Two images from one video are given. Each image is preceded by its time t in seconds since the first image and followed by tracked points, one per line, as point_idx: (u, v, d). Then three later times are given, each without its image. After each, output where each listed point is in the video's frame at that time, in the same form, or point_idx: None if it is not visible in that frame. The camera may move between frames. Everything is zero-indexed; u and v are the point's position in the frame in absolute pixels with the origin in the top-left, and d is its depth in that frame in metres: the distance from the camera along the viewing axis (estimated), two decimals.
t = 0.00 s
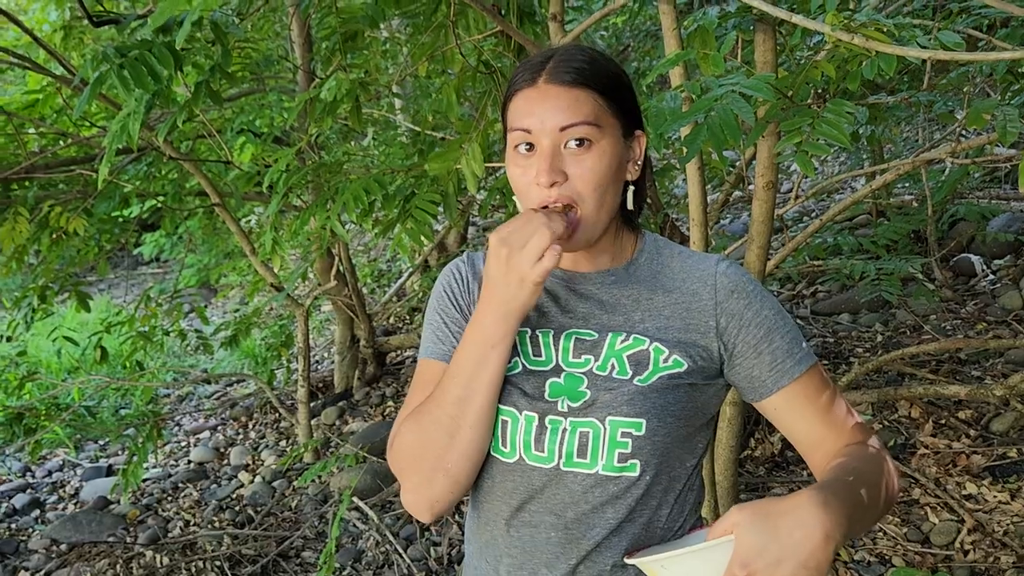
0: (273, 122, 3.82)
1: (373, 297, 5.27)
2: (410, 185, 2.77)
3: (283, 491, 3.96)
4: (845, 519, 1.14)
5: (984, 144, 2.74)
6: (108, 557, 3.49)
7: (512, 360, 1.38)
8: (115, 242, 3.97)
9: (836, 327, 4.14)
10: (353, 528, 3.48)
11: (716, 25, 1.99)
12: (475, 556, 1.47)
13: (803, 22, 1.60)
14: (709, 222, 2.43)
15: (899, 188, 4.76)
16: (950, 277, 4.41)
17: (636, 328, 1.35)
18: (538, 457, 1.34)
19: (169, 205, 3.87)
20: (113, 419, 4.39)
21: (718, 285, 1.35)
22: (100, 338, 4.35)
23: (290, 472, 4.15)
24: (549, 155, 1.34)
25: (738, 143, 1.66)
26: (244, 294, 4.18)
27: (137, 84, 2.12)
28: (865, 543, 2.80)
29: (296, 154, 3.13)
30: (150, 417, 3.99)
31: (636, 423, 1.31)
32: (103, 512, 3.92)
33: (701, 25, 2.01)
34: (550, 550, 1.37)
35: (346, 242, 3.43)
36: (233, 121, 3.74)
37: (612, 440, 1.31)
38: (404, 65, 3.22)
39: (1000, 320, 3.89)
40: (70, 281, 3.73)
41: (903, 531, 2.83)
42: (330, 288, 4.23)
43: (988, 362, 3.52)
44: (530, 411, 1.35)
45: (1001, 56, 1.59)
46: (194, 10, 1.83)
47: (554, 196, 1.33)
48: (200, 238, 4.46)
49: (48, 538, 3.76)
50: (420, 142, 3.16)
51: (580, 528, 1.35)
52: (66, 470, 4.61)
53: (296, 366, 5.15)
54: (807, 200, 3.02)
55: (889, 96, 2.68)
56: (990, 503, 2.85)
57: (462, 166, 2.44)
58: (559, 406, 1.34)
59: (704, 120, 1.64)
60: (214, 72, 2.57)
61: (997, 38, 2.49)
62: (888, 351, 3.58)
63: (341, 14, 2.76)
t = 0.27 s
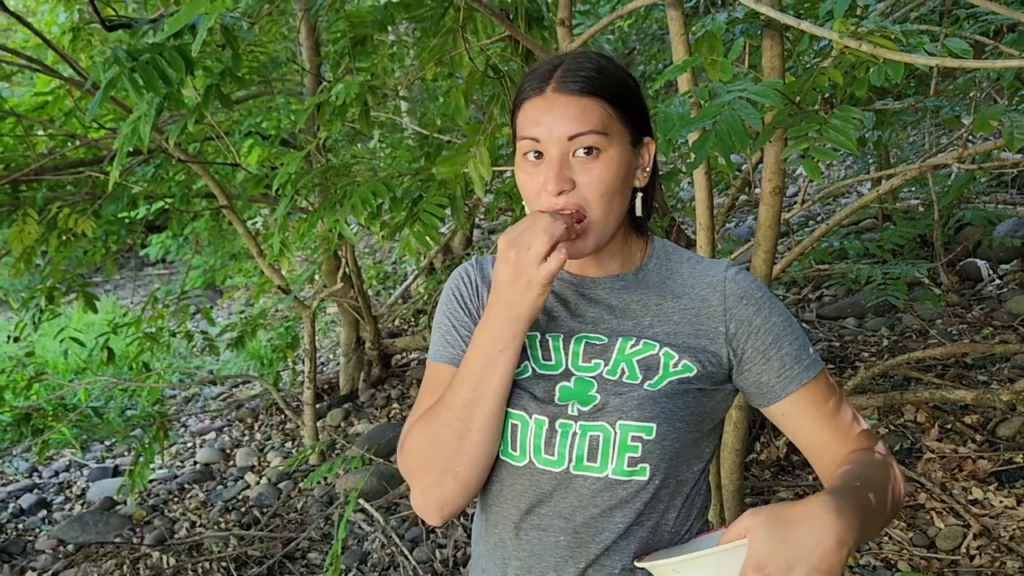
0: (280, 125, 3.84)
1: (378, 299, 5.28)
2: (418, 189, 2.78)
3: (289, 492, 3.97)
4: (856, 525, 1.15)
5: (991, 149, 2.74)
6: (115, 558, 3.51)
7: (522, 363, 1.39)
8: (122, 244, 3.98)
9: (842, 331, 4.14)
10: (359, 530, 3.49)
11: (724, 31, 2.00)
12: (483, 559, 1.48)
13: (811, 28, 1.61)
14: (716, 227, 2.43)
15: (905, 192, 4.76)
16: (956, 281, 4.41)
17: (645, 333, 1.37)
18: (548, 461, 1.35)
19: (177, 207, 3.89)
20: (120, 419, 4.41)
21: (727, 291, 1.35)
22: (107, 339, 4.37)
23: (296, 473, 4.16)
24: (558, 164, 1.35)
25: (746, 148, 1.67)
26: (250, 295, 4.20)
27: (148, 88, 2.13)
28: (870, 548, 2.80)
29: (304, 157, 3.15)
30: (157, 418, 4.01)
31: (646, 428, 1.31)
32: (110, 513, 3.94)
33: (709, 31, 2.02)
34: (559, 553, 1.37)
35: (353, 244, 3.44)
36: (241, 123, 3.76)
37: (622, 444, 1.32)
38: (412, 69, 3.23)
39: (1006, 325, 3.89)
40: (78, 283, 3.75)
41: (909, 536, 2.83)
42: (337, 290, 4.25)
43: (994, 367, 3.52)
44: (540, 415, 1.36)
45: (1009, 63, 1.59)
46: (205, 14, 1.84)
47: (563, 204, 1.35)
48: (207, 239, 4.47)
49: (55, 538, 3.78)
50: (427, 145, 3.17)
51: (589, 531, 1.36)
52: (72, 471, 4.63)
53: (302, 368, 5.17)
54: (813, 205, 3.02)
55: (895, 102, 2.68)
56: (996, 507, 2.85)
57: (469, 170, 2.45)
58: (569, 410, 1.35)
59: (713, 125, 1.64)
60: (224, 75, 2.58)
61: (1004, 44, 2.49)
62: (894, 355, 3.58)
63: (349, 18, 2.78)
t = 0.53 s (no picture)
0: (283, 124, 3.84)
1: (380, 298, 5.28)
2: (421, 187, 2.78)
3: (291, 491, 3.98)
4: (860, 526, 1.15)
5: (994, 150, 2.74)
6: (117, 556, 3.51)
7: (527, 364, 1.39)
8: (124, 242, 3.98)
9: (844, 331, 4.14)
10: (361, 529, 3.49)
11: (728, 30, 2.00)
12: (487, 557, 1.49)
13: (816, 27, 1.61)
14: (719, 227, 2.43)
15: (907, 193, 4.75)
16: (958, 282, 4.41)
17: (649, 332, 1.36)
18: (552, 463, 1.35)
19: (180, 206, 3.90)
20: (122, 418, 4.41)
21: (732, 289, 1.35)
22: (109, 338, 4.37)
23: (297, 472, 4.16)
24: (564, 161, 1.35)
25: (751, 148, 1.67)
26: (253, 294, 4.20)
27: (153, 86, 2.14)
28: (873, 548, 2.81)
29: (307, 155, 3.15)
30: (159, 417, 4.01)
31: (651, 428, 1.31)
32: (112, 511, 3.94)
33: (714, 30, 2.02)
34: (563, 552, 1.38)
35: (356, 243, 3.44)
36: (244, 122, 3.76)
37: (627, 444, 1.32)
38: (415, 68, 3.23)
39: (1008, 326, 3.89)
40: (80, 281, 3.75)
41: (912, 536, 2.83)
42: (339, 289, 4.25)
43: (996, 368, 3.52)
44: (545, 417, 1.36)
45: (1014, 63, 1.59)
46: (210, 12, 1.84)
47: (569, 202, 1.35)
48: (208, 238, 4.47)
49: (57, 536, 3.78)
50: (430, 144, 3.17)
51: (594, 530, 1.36)
52: (74, 469, 4.64)
53: (304, 367, 5.17)
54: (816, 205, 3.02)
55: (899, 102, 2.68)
56: (999, 508, 2.85)
57: (473, 168, 2.45)
58: (574, 412, 1.35)
59: (718, 124, 1.64)
60: (227, 74, 2.58)
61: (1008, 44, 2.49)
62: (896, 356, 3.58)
63: (353, 17, 2.78)
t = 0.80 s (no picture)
0: (283, 123, 3.84)
1: (380, 298, 5.28)
2: (422, 187, 2.78)
3: (291, 491, 3.97)
4: (851, 527, 1.14)
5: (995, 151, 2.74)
6: (116, 556, 3.51)
7: (523, 365, 1.39)
8: (124, 242, 3.98)
9: (844, 332, 4.14)
10: (361, 529, 3.49)
11: (730, 30, 1.99)
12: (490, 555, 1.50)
13: (817, 28, 1.61)
14: (720, 227, 2.43)
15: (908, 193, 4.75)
16: (958, 283, 4.41)
17: (648, 331, 1.36)
18: (550, 458, 1.37)
19: (180, 206, 3.89)
20: (122, 418, 4.41)
21: (733, 289, 1.34)
22: (109, 337, 4.37)
23: (297, 472, 4.16)
24: (566, 163, 1.35)
25: (752, 148, 1.67)
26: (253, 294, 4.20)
27: (154, 85, 2.13)
28: (873, 548, 2.81)
29: (308, 155, 3.15)
30: (159, 417, 4.01)
31: (645, 426, 1.32)
32: (112, 511, 3.94)
33: (715, 31, 2.02)
34: (561, 553, 1.39)
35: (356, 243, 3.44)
36: (245, 122, 3.76)
37: (622, 442, 1.33)
38: (416, 68, 3.23)
39: (1008, 327, 3.89)
40: (81, 280, 3.75)
41: (912, 537, 2.83)
42: (339, 289, 4.24)
43: (996, 369, 3.52)
44: (539, 413, 1.38)
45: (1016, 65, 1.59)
46: (211, 12, 1.84)
47: (570, 205, 1.34)
48: (208, 238, 4.47)
49: (57, 535, 3.78)
50: (430, 145, 3.17)
51: (591, 531, 1.37)
52: (74, 469, 4.63)
53: (304, 367, 5.17)
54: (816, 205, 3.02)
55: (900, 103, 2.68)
56: (999, 509, 2.85)
57: (474, 169, 2.45)
58: (567, 408, 1.37)
59: (719, 125, 1.64)
60: (228, 73, 2.58)
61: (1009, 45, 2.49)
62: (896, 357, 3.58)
63: (354, 17, 2.78)
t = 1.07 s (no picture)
0: (284, 123, 3.83)
1: (380, 298, 5.28)
2: (423, 187, 2.77)
3: (291, 491, 3.97)
4: (856, 530, 1.13)
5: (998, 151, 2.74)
6: (118, 557, 3.48)
7: (524, 365, 1.40)
8: (124, 242, 3.97)
9: (844, 333, 4.13)
10: (362, 529, 3.49)
11: (732, 31, 1.99)
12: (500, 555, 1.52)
13: (822, 28, 1.60)
14: (722, 227, 2.43)
15: (908, 194, 4.75)
16: (958, 284, 4.41)
17: (649, 330, 1.35)
18: (549, 458, 1.38)
19: (180, 205, 3.89)
20: (121, 418, 4.40)
21: (738, 288, 1.33)
22: (108, 337, 4.36)
23: (297, 473, 4.15)
24: (571, 162, 1.35)
25: (756, 149, 1.66)
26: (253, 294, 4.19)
27: (156, 84, 2.13)
28: (875, 549, 2.81)
29: (309, 155, 3.14)
30: (158, 417, 4.00)
31: (646, 427, 1.32)
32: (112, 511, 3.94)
33: (717, 31, 2.02)
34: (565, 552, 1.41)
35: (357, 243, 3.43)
36: (245, 122, 3.76)
37: (622, 442, 1.33)
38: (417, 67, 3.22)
39: (1009, 328, 3.89)
40: (81, 280, 3.74)
41: (914, 538, 2.82)
42: (339, 290, 4.24)
43: (997, 370, 3.52)
44: (539, 411, 1.39)
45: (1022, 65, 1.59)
46: (212, 11, 1.83)
47: (576, 204, 1.34)
48: (208, 238, 4.46)
49: (56, 536, 3.77)
50: (431, 144, 3.17)
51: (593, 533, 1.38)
52: (73, 469, 4.63)
53: (304, 367, 5.16)
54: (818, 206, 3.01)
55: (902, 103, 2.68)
56: (1001, 510, 2.85)
57: (475, 169, 2.44)
58: (566, 406, 1.37)
59: (723, 126, 1.64)
60: (229, 73, 2.57)
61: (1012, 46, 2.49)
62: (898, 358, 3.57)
63: (356, 17, 2.77)
